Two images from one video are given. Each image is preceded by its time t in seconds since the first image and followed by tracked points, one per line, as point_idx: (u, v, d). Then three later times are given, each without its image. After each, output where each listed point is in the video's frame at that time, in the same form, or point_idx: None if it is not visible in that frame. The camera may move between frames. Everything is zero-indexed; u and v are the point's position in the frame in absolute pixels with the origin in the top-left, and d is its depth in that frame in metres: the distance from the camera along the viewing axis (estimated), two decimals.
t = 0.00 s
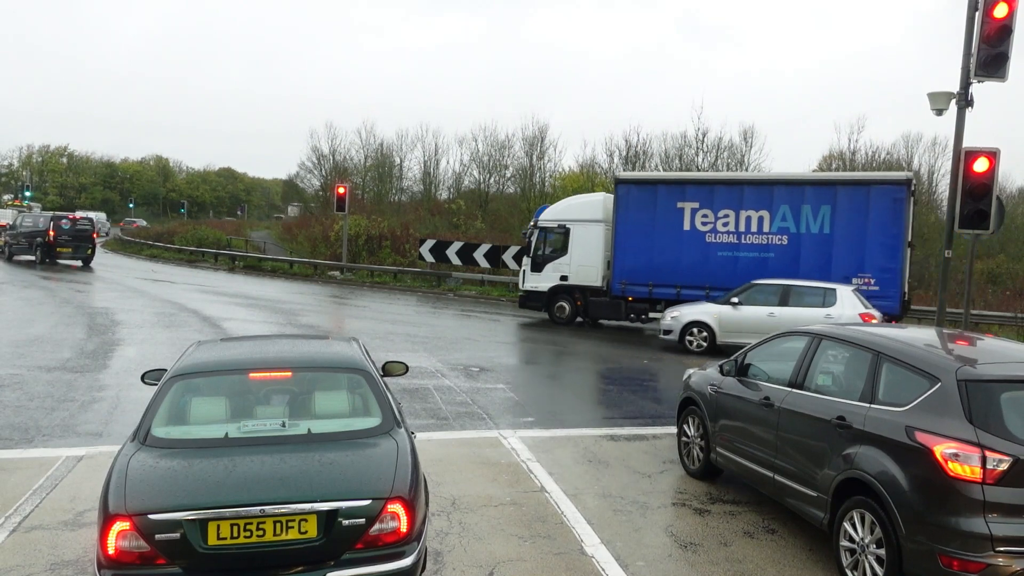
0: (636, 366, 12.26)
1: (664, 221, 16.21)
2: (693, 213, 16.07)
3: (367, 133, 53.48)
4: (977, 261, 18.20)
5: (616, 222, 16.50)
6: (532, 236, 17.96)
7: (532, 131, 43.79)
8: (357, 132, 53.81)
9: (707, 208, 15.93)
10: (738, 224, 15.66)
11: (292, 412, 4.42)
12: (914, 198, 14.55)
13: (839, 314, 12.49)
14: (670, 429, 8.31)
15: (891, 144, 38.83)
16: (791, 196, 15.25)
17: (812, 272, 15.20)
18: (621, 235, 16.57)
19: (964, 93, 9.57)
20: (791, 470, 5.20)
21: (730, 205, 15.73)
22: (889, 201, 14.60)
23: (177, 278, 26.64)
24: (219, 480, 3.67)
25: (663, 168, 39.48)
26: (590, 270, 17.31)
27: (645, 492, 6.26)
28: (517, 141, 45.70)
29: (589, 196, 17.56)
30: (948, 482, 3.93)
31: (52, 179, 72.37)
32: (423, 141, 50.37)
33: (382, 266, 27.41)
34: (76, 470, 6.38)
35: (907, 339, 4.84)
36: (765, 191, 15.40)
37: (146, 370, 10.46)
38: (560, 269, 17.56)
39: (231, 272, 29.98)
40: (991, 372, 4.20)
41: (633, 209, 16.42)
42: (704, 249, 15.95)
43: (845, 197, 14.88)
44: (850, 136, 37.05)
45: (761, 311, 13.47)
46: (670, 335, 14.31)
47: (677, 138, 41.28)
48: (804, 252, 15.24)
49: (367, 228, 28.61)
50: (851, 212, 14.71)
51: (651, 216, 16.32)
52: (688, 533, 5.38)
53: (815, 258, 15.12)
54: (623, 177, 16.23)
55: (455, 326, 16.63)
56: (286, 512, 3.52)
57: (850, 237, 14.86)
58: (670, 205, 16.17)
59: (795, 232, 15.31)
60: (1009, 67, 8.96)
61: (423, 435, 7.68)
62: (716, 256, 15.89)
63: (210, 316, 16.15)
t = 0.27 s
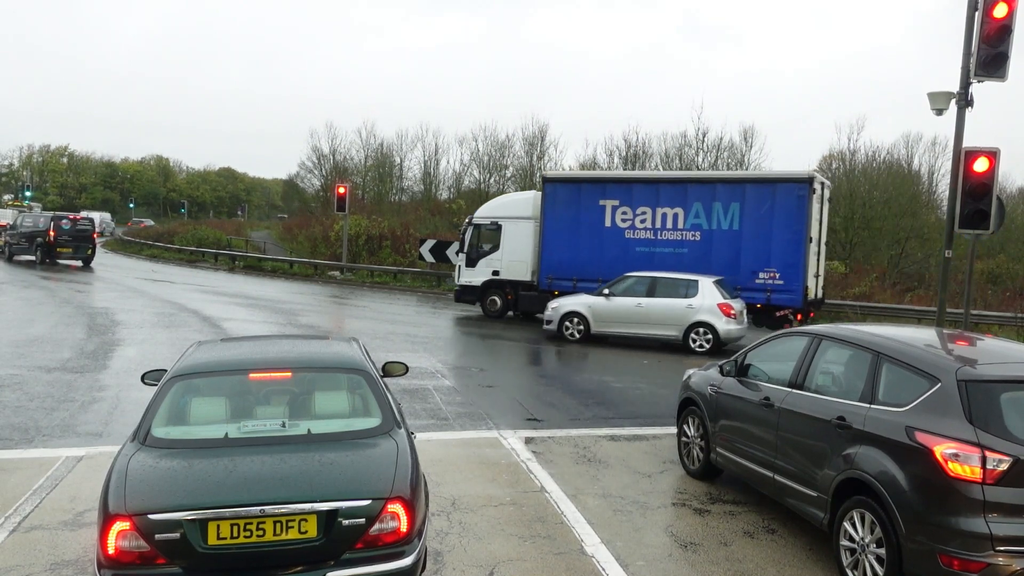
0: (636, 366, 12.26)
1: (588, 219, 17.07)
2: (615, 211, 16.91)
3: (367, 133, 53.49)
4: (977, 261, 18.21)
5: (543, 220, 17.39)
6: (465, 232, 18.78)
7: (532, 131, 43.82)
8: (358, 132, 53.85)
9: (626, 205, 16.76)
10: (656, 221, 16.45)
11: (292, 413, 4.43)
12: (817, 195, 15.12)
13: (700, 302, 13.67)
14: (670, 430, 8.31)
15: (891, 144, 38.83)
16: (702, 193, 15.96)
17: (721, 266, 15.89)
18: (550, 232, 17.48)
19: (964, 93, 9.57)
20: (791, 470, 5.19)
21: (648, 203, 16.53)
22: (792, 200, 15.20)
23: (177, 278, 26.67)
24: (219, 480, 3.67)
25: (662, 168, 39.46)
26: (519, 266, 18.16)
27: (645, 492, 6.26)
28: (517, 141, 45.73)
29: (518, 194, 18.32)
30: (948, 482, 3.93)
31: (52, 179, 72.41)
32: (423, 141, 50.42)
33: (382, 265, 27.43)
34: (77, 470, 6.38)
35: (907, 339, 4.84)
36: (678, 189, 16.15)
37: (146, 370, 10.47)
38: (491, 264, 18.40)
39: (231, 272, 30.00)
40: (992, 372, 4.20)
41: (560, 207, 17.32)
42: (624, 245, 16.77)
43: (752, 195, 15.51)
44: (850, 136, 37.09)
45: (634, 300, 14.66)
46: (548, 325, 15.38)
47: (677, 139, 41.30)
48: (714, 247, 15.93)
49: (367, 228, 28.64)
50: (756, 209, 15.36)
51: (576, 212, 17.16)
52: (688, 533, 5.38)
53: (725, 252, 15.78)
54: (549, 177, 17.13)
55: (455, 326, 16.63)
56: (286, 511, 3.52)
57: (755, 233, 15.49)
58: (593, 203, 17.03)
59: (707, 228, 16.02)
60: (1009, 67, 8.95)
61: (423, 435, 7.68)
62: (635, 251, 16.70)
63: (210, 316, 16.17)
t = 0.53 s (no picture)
0: (636, 366, 12.27)
1: (514, 216, 17.88)
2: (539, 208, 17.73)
3: (367, 134, 53.49)
4: (977, 262, 18.22)
5: (472, 217, 18.21)
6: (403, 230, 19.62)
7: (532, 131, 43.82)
8: (358, 132, 53.86)
9: (550, 203, 17.57)
10: (577, 218, 17.30)
11: (292, 413, 4.43)
12: (724, 193, 16.11)
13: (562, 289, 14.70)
14: (670, 430, 8.30)
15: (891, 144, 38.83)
16: (620, 191, 16.82)
17: (637, 261, 16.79)
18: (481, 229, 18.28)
19: (964, 93, 9.57)
20: (791, 471, 5.19)
21: (570, 201, 17.36)
22: (701, 198, 16.17)
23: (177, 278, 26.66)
24: (219, 480, 3.67)
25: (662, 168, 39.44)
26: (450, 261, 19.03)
27: (645, 492, 6.26)
28: (517, 141, 45.73)
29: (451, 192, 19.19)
30: (948, 482, 3.93)
31: (52, 179, 72.41)
32: (423, 141, 50.42)
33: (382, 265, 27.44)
34: (77, 470, 6.38)
35: (907, 339, 4.85)
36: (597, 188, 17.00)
37: (146, 370, 10.46)
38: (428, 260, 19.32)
39: (231, 272, 30.00)
40: (992, 372, 4.19)
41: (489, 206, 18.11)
42: (549, 241, 17.61)
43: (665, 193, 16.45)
44: (850, 136, 37.10)
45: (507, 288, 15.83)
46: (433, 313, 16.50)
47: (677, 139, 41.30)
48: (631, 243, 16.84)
49: (367, 228, 28.65)
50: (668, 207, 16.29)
51: (503, 210, 17.96)
52: (688, 533, 5.37)
53: (641, 247, 16.70)
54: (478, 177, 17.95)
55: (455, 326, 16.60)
56: (286, 511, 3.52)
57: (667, 229, 16.43)
58: (518, 200, 17.83)
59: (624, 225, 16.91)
60: (1009, 67, 8.95)
61: (423, 435, 7.68)
62: (558, 246, 17.54)
63: (210, 316, 16.17)
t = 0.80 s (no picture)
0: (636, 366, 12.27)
1: (457, 213, 19.14)
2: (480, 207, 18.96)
3: (367, 134, 53.49)
4: (977, 262, 18.21)
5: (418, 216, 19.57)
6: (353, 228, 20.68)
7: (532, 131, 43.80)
8: (358, 132, 53.89)
9: (489, 202, 18.78)
10: (514, 215, 18.44)
11: (292, 413, 4.42)
12: (649, 190, 17.10)
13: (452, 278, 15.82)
14: (670, 430, 8.30)
15: (891, 144, 38.82)
16: (552, 189, 17.92)
17: (568, 255, 17.89)
18: (429, 226, 19.55)
19: (964, 93, 9.57)
20: (791, 471, 5.19)
21: (507, 199, 18.52)
22: (627, 195, 17.18)
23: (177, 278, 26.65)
24: (219, 480, 3.67)
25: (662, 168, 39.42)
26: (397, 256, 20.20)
27: (645, 492, 6.26)
28: (517, 141, 45.72)
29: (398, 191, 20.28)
30: (948, 482, 3.93)
31: (52, 179, 72.38)
32: (423, 141, 50.45)
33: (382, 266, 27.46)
34: (77, 470, 6.38)
35: (907, 339, 4.85)
36: (531, 186, 18.12)
37: (146, 370, 10.45)
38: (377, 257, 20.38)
39: (231, 272, 30.00)
40: (993, 372, 4.19)
41: (435, 204, 19.41)
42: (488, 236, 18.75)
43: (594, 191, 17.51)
44: (850, 136, 37.10)
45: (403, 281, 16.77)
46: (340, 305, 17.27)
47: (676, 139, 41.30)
48: (563, 238, 17.91)
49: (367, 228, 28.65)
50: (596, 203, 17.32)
51: (447, 208, 19.26)
52: (688, 533, 5.38)
53: (572, 242, 17.74)
54: (424, 177, 19.26)
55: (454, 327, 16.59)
56: (286, 512, 3.52)
57: (595, 225, 17.48)
58: (460, 198, 19.10)
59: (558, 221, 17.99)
60: (1009, 67, 8.94)
61: (423, 435, 7.68)
62: (496, 242, 18.75)
63: (210, 316, 16.17)
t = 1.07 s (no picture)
0: (636, 366, 12.28)
1: (408, 210, 19.74)
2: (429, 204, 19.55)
3: (367, 134, 53.47)
4: (977, 262, 18.21)
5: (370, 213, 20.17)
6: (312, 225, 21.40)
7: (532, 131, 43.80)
8: (358, 132, 53.88)
9: (437, 199, 19.37)
10: (461, 212, 19.02)
11: (292, 413, 4.42)
12: (587, 189, 17.63)
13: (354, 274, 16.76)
14: (670, 430, 8.31)
15: (891, 144, 38.82)
16: (496, 188, 18.54)
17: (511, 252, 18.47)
18: (381, 222, 20.17)
19: (964, 93, 9.56)
20: (791, 471, 5.19)
21: (455, 198, 19.16)
22: (565, 193, 17.71)
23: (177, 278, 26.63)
24: (219, 480, 3.67)
25: (662, 168, 39.43)
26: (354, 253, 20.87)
27: (645, 492, 6.26)
28: (517, 141, 45.72)
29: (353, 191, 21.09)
30: (948, 482, 3.93)
31: (52, 179, 72.38)
32: (423, 141, 50.45)
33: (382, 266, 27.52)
34: (77, 470, 6.37)
35: (907, 339, 4.84)
36: (477, 185, 18.74)
37: (146, 370, 10.44)
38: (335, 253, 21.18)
39: (231, 272, 29.98)
40: (992, 372, 4.19)
41: (387, 202, 20.00)
42: (436, 232, 19.35)
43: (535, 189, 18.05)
44: (850, 136, 37.10)
45: (312, 274, 17.76)
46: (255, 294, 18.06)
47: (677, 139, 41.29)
48: (507, 235, 18.50)
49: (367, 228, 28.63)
50: (537, 201, 17.87)
51: (398, 206, 19.86)
52: (689, 533, 5.37)
53: (514, 238, 18.33)
54: (377, 175, 19.85)
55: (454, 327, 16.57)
56: (286, 511, 3.52)
57: (537, 223, 18.09)
58: (410, 197, 19.71)
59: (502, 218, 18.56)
60: (1010, 67, 8.94)
61: (422, 435, 7.68)
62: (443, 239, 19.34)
63: (210, 316, 16.15)
